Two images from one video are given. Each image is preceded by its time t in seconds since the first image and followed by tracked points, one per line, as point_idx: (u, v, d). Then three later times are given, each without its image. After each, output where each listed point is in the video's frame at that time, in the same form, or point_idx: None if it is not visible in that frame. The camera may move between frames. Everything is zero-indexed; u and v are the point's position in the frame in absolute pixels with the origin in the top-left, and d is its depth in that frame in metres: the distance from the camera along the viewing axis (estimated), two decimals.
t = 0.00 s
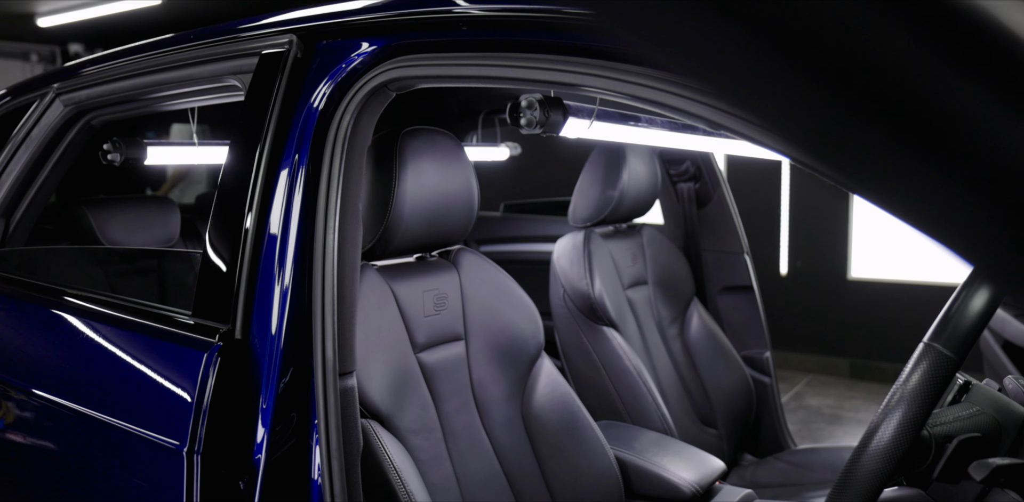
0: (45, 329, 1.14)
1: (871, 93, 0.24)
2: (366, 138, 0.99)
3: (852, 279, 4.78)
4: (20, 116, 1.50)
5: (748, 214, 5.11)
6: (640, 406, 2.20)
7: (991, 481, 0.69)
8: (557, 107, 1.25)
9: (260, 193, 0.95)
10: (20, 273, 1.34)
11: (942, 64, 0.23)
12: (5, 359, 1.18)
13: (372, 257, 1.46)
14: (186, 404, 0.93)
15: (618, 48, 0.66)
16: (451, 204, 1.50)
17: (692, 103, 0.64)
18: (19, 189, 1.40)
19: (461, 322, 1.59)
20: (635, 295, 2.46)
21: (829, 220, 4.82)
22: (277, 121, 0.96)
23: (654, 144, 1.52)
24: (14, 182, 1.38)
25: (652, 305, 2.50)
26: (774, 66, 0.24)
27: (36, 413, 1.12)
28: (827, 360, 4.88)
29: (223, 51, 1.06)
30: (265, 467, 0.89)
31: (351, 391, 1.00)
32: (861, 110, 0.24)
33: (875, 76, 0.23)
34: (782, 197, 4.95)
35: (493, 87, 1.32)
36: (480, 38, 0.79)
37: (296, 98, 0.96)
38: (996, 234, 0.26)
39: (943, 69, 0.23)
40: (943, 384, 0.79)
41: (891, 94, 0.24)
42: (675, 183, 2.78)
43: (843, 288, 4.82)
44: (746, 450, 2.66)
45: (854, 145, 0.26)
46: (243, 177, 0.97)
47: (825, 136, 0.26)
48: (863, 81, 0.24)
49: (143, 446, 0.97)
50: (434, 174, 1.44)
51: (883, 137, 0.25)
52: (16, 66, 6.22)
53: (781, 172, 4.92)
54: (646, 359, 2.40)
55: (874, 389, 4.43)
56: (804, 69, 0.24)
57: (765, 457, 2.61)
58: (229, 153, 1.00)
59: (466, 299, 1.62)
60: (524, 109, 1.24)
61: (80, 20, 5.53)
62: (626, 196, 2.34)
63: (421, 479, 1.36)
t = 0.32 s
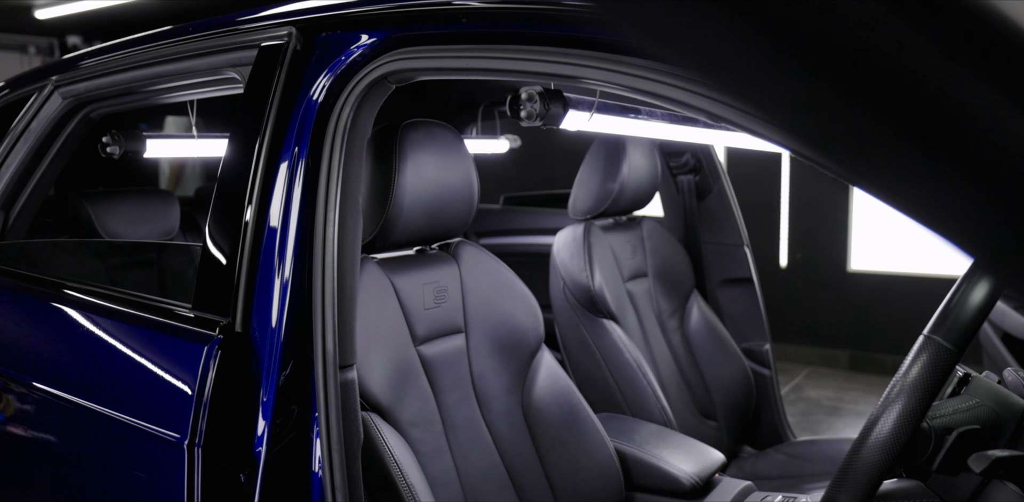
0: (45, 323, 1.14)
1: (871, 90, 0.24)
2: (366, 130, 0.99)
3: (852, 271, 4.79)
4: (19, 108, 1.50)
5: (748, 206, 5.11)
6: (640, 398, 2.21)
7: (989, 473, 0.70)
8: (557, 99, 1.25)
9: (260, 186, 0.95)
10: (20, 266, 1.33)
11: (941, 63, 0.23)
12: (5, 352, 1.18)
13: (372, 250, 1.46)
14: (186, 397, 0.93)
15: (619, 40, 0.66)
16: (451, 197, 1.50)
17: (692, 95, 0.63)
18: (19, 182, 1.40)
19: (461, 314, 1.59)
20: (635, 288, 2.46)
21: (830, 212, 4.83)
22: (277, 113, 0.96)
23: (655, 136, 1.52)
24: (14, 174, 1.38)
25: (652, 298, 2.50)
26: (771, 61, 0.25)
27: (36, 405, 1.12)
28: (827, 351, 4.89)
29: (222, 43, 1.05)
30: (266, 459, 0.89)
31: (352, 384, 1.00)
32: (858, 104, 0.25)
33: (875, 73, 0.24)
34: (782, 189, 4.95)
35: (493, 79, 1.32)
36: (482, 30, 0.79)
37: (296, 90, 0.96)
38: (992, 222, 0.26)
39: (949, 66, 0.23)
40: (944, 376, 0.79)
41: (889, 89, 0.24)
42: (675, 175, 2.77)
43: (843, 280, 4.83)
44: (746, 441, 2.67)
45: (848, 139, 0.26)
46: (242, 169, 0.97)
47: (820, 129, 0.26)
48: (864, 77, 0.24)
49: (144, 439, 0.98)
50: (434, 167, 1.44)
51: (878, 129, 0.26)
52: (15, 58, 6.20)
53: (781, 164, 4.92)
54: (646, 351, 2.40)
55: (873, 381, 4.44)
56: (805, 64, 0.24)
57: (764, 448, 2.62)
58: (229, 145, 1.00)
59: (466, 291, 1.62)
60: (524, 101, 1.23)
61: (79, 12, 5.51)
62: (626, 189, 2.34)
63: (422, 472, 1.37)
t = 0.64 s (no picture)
0: (43, 315, 1.14)
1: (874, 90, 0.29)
2: (366, 122, 0.99)
3: (851, 262, 4.79)
4: (18, 99, 1.49)
5: (748, 198, 5.10)
6: (639, 389, 2.22)
7: (988, 466, 0.70)
8: (556, 91, 1.26)
9: (259, 178, 0.95)
10: (18, 258, 1.33)
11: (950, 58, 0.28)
12: (4, 345, 1.18)
13: (371, 242, 1.46)
14: (186, 390, 0.93)
15: (618, 32, 0.66)
16: (450, 189, 1.49)
17: (691, 88, 0.63)
18: (18, 172, 1.40)
19: (460, 306, 1.59)
20: (635, 280, 2.45)
21: (829, 203, 4.82)
22: (276, 105, 0.95)
23: (655, 128, 1.52)
24: (12, 165, 1.38)
25: (651, 289, 2.50)
26: (783, 62, 0.29)
27: (35, 398, 1.12)
28: (826, 343, 4.89)
29: (220, 35, 1.05)
30: (266, 452, 0.89)
31: (351, 377, 1.00)
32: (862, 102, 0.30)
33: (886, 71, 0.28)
34: (782, 180, 4.94)
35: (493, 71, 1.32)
36: (482, 22, 0.78)
37: (294, 82, 0.96)
38: (983, 203, 0.31)
39: (953, 68, 0.28)
40: (942, 369, 0.79)
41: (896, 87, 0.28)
42: (675, 166, 2.77)
43: (842, 272, 4.83)
44: (745, 433, 2.68)
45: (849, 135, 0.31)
46: (241, 161, 0.97)
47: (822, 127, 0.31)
48: (870, 78, 0.28)
49: (144, 431, 0.98)
50: (433, 159, 1.44)
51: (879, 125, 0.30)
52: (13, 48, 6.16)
53: (781, 155, 4.91)
54: (646, 343, 2.40)
55: (871, 372, 4.45)
56: (814, 70, 0.29)
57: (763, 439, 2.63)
58: (228, 137, 0.99)
59: (466, 283, 1.61)
60: (523, 94, 1.20)
61: (76, 3, 5.47)
62: (625, 180, 2.34)
63: (422, 463, 1.37)
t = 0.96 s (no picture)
0: (42, 307, 1.14)
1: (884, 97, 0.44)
2: (364, 114, 0.98)
3: (850, 253, 4.79)
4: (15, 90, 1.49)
5: (748, 189, 5.10)
6: (638, 380, 2.22)
7: (986, 457, 0.70)
8: (556, 82, 1.25)
9: (257, 170, 0.95)
10: (17, 250, 1.33)
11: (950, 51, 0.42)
12: (3, 337, 1.18)
13: (370, 234, 1.45)
14: (185, 381, 0.93)
15: (617, 23, 0.65)
16: (449, 180, 1.49)
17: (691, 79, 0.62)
18: (14, 164, 1.39)
19: (459, 298, 1.59)
20: (634, 271, 2.45)
21: (829, 194, 4.81)
22: (274, 96, 0.95)
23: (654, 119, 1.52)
24: (7, 157, 1.37)
25: (651, 281, 2.50)
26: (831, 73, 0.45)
27: (35, 390, 1.12)
28: (824, 334, 4.90)
29: (218, 25, 1.04)
30: (266, 443, 0.89)
31: (351, 369, 1.00)
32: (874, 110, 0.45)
33: (904, 75, 0.43)
34: (781, 171, 4.94)
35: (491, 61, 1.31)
36: (481, 13, 0.78)
37: (291, 73, 0.95)
38: (978, 176, 0.44)
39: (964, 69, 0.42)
40: (941, 360, 0.79)
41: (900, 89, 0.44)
42: (674, 157, 2.76)
43: (841, 263, 4.83)
44: (743, 424, 2.68)
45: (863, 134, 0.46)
46: (239, 152, 0.97)
47: (843, 125, 0.47)
48: (903, 82, 0.43)
49: (143, 422, 0.98)
50: (432, 150, 1.44)
51: (890, 124, 0.45)
52: (9, 40, 6.13)
53: (781, 146, 4.90)
54: (645, 335, 2.40)
55: (870, 363, 4.46)
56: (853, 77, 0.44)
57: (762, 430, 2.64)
58: (225, 129, 0.99)
59: (465, 275, 1.61)
60: (522, 85, 1.22)
61: None
62: (625, 171, 2.33)
63: (421, 455, 1.37)
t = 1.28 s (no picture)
0: (40, 298, 1.14)
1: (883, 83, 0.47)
2: (361, 104, 0.98)
3: (848, 243, 4.80)
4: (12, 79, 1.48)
5: (746, 179, 5.10)
6: (637, 370, 2.23)
7: (983, 445, 0.70)
8: (553, 71, 1.24)
9: (254, 160, 0.95)
10: (14, 241, 1.33)
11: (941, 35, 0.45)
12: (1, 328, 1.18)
13: (368, 224, 1.44)
14: (183, 372, 0.93)
15: (617, 13, 0.65)
16: (447, 170, 1.49)
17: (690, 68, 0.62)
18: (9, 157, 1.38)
19: (458, 288, 1.59)
20: (633, 261, 2.45)
21: (827, 184, 4.82)
22: (271, 86, 0.95)
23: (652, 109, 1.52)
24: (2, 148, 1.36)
25: (649, 271, 2.50)
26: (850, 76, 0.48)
27: (34, 381, 1.12)
28: (823, 324, 4.91)
29: (215, 14, 1.04)
30: (264, 433, 0.89)
31: (350, 359, 1.00)
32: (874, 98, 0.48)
33: (917, 71, 0.46)
34: (780, 161, 4.94)
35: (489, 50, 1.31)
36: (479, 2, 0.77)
37: (289, 62, 0.95)
38: (987, 174, 0.47)
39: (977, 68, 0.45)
40: (938, 351, 0.79)
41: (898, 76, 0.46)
42: (673, 147, 2.75)
43: (840, 253, 4.83)
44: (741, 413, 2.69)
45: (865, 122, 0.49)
46: (236, 143, 0.97)
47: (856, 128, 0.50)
48: (915, 82, 0.46)
49: (142, 413, 0.98)
50: (429, 139, 1.43)
51: (902, 124, 0.48)
52: (4, 29, 6.09)
53: (780, 136, 4.89)
54: (644, 326, 2.40)
55: (868, 352, 4.47)
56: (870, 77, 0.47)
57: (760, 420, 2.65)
58: (222, 119, 0.99)
59: (463, 265, 1.61)
60: (520, 74, 1.21)
61: None
62: (623, 161, 2.33)
63: (420, 445, 1.38)
